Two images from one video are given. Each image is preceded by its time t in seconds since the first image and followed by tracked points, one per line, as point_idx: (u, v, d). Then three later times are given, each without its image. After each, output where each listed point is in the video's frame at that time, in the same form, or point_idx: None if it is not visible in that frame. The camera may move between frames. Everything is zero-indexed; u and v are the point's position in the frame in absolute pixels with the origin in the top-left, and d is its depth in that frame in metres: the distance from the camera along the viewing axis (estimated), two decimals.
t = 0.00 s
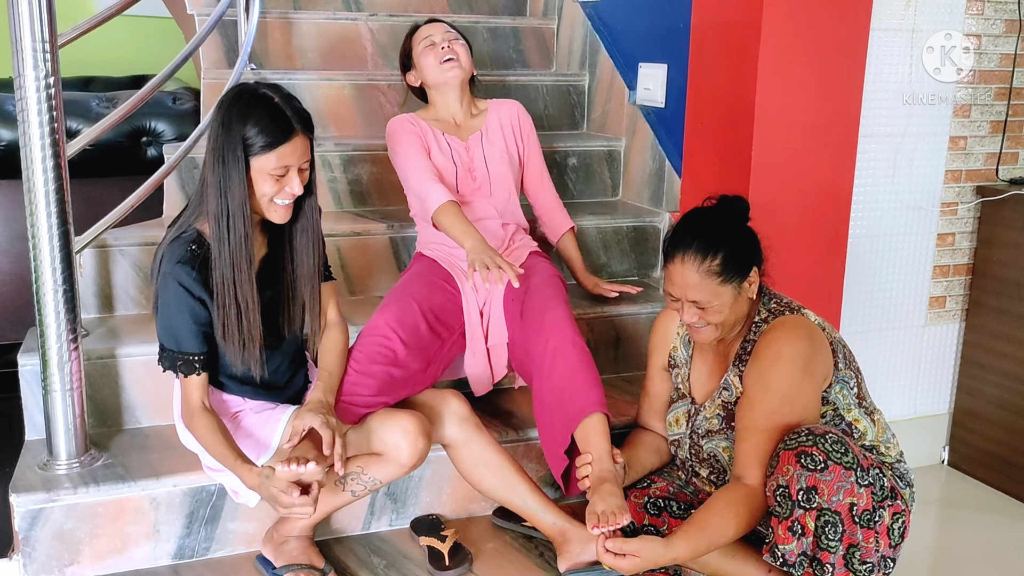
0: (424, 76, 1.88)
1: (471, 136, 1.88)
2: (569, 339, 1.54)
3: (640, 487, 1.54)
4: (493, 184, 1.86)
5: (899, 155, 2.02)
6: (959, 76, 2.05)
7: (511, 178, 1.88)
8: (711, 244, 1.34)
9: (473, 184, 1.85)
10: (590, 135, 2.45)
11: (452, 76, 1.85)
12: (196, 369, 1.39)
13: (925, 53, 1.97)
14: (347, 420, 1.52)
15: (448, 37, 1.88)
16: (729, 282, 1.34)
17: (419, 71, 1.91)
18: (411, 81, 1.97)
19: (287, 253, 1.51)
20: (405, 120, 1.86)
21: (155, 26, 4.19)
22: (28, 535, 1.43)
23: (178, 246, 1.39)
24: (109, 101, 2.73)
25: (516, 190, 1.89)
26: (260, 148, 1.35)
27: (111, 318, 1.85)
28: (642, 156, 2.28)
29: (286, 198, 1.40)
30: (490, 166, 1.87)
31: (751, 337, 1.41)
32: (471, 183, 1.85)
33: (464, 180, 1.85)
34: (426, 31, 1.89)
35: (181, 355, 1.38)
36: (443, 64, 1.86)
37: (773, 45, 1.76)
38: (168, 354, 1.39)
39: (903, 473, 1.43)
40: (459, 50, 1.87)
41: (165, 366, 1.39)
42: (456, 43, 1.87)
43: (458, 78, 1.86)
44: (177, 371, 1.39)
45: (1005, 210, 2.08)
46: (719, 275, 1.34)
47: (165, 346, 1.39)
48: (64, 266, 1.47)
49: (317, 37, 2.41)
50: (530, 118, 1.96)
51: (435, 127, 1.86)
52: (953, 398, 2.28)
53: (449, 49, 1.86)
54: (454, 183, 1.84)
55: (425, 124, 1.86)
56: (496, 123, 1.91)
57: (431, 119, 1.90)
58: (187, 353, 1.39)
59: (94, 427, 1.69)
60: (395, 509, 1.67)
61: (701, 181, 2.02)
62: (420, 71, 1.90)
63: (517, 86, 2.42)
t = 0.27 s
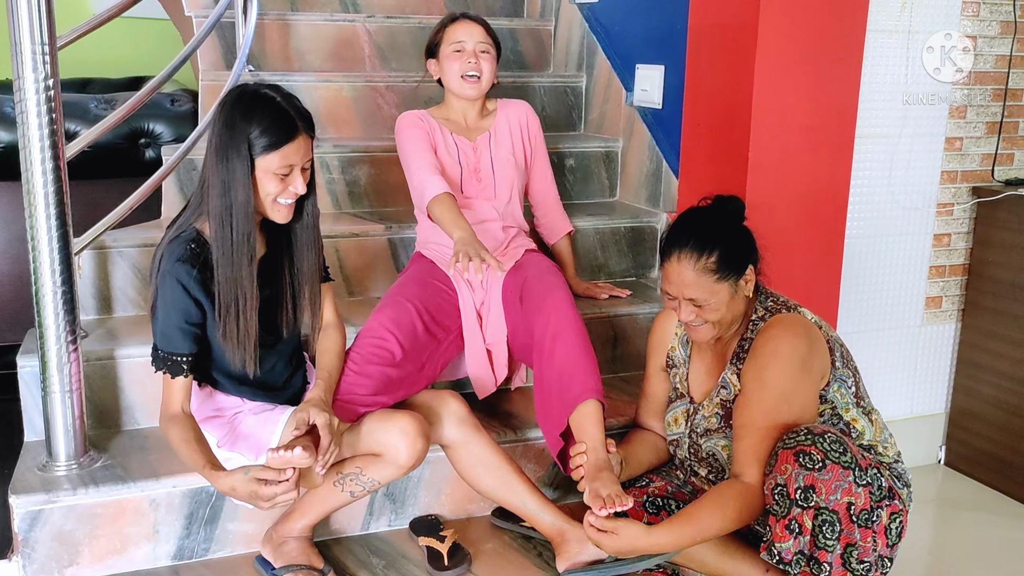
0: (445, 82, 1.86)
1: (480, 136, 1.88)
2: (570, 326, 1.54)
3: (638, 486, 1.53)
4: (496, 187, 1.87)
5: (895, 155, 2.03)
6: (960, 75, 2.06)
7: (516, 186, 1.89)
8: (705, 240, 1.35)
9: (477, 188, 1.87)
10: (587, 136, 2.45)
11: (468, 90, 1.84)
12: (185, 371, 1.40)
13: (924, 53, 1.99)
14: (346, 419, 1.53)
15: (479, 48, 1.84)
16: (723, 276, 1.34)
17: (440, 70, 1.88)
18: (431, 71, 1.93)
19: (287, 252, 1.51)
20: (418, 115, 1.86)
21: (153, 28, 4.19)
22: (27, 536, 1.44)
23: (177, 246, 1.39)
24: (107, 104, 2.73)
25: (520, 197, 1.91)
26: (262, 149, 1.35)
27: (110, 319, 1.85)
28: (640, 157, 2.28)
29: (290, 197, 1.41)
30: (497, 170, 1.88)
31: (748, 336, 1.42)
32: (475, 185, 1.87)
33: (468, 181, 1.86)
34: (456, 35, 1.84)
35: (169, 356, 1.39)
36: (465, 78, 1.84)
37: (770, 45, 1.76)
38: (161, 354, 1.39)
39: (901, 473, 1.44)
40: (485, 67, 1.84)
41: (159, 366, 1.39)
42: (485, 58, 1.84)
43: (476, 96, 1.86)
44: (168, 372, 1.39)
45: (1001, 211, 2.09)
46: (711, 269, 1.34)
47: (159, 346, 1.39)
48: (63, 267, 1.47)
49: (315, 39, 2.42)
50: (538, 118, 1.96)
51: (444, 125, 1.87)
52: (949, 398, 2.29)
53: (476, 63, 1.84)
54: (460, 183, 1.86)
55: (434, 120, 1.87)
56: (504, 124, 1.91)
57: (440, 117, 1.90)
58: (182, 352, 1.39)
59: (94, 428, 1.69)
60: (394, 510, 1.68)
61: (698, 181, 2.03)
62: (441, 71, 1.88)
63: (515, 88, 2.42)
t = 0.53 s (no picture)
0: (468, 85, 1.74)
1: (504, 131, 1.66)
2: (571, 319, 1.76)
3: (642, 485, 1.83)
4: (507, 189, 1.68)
5: (894, 154, 1.96)
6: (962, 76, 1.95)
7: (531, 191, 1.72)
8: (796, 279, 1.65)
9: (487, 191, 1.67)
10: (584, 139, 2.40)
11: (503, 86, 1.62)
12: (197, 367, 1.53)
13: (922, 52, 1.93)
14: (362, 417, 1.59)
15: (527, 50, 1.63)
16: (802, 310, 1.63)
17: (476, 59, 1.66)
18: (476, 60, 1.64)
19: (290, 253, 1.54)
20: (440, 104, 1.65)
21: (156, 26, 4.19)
22: (29, 537, 1.53)
23: (182, 250, 1.49)
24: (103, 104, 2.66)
25: (534, 204, 1.73)
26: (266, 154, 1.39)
27: (111, 320, 1.86)
28: (638, 158, 2.26)
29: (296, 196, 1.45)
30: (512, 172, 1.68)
31: (749, 333, 1.63)
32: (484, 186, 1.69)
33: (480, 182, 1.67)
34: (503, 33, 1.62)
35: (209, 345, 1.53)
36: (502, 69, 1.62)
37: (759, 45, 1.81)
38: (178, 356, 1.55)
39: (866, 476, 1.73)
40: (528, 69, 1.64)
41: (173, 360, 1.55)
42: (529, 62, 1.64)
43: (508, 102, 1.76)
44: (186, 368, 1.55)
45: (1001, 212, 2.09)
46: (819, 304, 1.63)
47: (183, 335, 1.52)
48: (65, 268, 1.48)
49: (313, 40, 2.40)
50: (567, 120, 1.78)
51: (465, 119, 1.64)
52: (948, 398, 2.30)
53: (519, 63, 1.62)
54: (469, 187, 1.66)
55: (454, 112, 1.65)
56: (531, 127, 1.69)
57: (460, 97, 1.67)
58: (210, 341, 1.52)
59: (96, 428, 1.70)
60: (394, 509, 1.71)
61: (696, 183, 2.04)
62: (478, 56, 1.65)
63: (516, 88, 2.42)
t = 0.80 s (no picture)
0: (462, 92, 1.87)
1: (502, 145, 1.87)
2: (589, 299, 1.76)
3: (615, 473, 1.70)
4: (510, 200, 1.91)
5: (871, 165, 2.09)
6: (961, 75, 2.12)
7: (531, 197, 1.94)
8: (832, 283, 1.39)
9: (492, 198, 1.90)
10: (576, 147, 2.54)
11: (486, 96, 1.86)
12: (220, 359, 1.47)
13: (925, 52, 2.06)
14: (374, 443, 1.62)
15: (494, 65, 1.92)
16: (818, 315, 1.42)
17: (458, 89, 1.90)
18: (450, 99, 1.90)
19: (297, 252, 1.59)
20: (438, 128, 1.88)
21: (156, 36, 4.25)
22: (23, 522, 1.51)
23: (202, 253, 1.47)
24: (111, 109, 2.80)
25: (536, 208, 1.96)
26: (274, 165, 1.41)
27: (109, 318, 1.93)
28: (625, 167, 2.38)
29: (302, 203, 1.48)
30: (515, 181, 1.92)
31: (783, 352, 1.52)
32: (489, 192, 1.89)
33: (485, 190, 1.89)
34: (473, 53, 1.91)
35: (206, 346, 1.46)
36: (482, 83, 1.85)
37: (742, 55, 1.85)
38: (195, 347, 1.46)
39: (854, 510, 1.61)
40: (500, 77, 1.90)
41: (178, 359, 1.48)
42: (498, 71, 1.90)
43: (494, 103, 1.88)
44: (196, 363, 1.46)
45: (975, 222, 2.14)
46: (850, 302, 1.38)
47: (190, 336, 1.46)
48: (62, 264, 1.54)
49: (313, 50, 2.57)
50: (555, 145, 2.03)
51: (465, 134, 1.85)
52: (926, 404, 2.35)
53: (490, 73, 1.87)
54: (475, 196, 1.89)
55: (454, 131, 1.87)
56: (529, 140, 1.92)
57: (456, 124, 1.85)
58: (213, 344, 1.46)
59: (91, 421, 1.76)
60: (376, 503, 1.74)
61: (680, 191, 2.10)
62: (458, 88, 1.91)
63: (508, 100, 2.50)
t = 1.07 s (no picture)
0: (450, 96, 1.96)
1: (490, 151, 1.95)
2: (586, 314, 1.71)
3: (617, 479, 1.63)
4: (500, 198, 1.93)
5: (874, 168, 2.07)
6: (959, 76, 2.13)
7: (518, 202, 1.96)
8: (843, 290, 1.37)
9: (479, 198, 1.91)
10: (579, 150, 2.52)
11: (472, 100, 1.92)
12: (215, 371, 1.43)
13: (924, 54, 2.06)
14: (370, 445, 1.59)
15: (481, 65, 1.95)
16: (835, 323, 1.37)
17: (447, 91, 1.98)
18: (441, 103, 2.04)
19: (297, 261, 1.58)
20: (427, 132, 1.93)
21: (160, 42, 4.25)
22: (22, 528, 1.50)
23: (201, 262, 1.44)
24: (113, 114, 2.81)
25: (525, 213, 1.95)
26: (280, 177, 1.42)
27: (108, 322, 1.92)
28: (628, 172, 2.34)
29: (304, 214, 1.50)
30: (502, 184, 1.93)
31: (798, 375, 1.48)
32: (479, 193, 1.91)
33: (474, 189, 1.91)
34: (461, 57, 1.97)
35: (200, 356, 1.42)
36: (467, 89, 1.93)
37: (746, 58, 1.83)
38: (184, 355, 1.42)
39: (861, 522, 1.54)
40: (488, 78, 1.94)
41: (172, 368, 1.43)
42: (487, 72, 1.95)
43: (481, 104, 1.93)
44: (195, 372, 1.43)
45: (978, 226, 2.14)
46: (864, 312, 1.37)
47: (185, 347, 1.43)
48: (61, 269, 1.53)
49: (315, 54, 2.49)
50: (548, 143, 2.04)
51: (452, 140, 1.94)
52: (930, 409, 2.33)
53: (477, 76, 1.93)
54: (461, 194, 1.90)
55: (441, 137, 1.93)
56: (515, 142, 1.99)
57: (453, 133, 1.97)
58: (208, 355, 1.43)
59: (90, 427, 1.76)
60: (377, 509, 1.73)
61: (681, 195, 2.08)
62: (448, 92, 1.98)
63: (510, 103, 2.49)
